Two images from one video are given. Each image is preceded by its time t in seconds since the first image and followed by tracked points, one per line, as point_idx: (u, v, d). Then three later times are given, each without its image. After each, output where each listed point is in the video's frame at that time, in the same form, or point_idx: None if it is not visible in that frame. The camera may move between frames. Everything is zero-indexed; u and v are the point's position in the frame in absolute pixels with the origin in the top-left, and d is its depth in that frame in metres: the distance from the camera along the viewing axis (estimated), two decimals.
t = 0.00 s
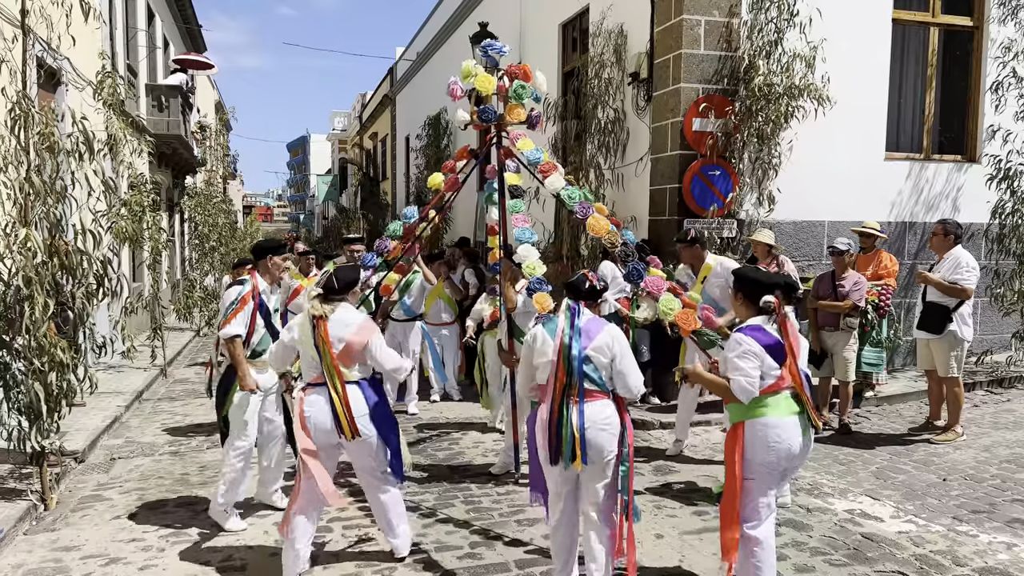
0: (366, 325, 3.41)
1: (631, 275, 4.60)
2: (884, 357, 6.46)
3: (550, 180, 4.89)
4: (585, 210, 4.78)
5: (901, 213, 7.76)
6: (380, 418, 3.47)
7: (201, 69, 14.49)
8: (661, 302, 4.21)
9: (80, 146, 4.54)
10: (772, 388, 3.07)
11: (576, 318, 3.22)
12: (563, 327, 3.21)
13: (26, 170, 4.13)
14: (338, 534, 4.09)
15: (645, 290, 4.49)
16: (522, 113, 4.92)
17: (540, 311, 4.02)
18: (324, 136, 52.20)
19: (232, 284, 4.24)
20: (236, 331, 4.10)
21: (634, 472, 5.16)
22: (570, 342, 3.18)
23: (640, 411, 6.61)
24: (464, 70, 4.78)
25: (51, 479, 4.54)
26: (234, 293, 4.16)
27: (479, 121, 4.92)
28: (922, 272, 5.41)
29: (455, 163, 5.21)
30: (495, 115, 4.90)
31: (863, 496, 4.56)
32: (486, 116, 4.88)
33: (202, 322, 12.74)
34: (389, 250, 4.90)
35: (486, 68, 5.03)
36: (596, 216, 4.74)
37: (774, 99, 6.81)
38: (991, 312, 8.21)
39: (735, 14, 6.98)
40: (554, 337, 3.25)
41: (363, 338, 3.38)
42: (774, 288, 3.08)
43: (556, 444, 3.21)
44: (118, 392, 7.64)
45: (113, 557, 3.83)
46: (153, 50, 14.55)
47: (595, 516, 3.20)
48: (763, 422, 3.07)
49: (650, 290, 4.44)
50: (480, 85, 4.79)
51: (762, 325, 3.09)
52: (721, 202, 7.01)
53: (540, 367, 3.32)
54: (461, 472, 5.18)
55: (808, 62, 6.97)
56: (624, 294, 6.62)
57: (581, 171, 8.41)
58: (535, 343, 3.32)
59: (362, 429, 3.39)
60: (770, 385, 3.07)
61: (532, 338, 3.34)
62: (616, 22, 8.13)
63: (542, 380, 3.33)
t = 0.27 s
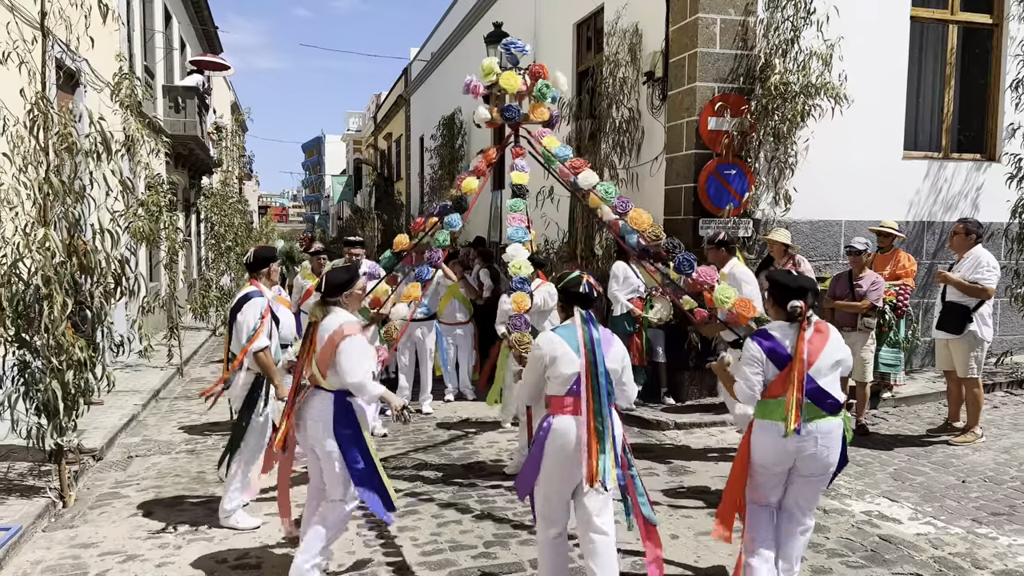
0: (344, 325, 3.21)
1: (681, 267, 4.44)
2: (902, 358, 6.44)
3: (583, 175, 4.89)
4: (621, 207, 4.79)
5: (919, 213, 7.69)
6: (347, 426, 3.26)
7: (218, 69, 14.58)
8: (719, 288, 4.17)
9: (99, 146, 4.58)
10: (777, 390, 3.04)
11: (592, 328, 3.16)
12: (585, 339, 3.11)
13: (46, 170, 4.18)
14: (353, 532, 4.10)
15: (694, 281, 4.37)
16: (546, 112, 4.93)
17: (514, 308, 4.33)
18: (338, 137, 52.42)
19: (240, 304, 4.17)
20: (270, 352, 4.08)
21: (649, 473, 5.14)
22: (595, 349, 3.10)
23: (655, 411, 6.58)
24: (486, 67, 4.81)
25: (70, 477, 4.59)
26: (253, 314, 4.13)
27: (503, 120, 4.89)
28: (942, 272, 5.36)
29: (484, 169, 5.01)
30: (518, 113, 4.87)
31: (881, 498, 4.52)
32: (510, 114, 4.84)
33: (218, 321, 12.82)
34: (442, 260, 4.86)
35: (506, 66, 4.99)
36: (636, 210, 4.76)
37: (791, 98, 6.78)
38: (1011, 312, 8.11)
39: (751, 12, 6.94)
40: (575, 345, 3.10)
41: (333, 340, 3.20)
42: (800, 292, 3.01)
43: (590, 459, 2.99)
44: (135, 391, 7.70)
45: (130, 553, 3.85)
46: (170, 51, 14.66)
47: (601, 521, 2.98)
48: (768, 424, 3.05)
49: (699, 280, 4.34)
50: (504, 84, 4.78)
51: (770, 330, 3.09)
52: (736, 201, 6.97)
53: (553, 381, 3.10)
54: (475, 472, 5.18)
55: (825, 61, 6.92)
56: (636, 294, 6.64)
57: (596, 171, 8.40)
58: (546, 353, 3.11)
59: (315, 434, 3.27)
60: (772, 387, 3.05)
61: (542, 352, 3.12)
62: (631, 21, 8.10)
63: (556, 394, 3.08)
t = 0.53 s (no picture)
0: (336, 322, 3.20)
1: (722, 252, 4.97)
2: (918, 358, 6.38)
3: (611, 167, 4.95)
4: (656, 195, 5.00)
5: (936, 212, 7.62)
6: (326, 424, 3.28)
7: (232, 69, 14.66)
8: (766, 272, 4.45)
9: (115, 145, 4.61)
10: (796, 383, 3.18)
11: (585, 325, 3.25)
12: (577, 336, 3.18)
13: (62, 168, 4.21)
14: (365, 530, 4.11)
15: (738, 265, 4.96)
16: (565, 111, 4.90)
17: (496, 295, 4.24)
18: (352, 137, 52.57)
19: (267, 305, 4.28)
20: (305, 346, 4.28)
21: (662, 472, 5.12)
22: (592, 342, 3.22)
23: (668, 411, 6.56)
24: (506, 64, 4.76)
25: (85, 473, 4.62)
26: (283, 312, 4.29)
27: (524, 118, 4.80)
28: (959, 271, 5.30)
29: (512, 159, 4.84)
30: (541, 111, 4.79)
31: (896, 499, 4.47)
32: (532, 112, 4.75)
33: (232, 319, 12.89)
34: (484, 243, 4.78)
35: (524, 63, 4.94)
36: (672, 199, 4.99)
37: (805, 96, 6.73)
38: None
39: (766, 10, 6.90)
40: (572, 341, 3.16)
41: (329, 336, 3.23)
42: (822, 286, 3.10)
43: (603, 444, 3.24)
44: (150, 389, 7.75)
45: (144, 549, 3.88)
46: (185, 51, 14.75)
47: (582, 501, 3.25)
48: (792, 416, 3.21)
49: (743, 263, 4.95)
50: (527, 83, 4.69)
51: (794, 323, 3.22)
52: (750, 199, 6.93)
53: (549, 379, 3.14)
54: (487, 470, 5.18)
55: (841, 59, 6.86)
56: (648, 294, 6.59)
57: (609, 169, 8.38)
58: (545, 352, 3.11)
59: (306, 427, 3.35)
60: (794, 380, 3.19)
61: (536, 353, 3.10)
62: (644, 19, 8.07)
63: (554, 390, 3.14)
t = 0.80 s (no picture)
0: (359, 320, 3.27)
1: (751, 248, 4.63)
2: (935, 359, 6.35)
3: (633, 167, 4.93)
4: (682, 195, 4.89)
5: (953, 210, 7.57)
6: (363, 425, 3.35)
7: (246, 69, 14.73)
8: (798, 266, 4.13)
9: (131, 145, 4.65)
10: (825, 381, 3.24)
11: (582, 318, 3.32)
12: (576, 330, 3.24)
13: (80, 168, 4.25)
14: (379, 528, 4.12)
15: (768, 262, 4.59)
16: (586, 110, 4.91)
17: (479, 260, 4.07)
18: (365, 136, 52.70)
19: (304, 309, 4.45)
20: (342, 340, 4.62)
21: (676, 471, 5.11)
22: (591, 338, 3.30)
23: (682, 410, 6.54)
24: (526, 62, 4.73)
25: (103, 470, 4.66)
26: (320, 312, 4.53)
27: (545, 116, 4.81)
28: (978, 269, 5.25)
29: (534, 151, 4.66)
30: (563, 109, 4.80)
31: (913, 499, 4.44)
32: (554, 110, 4.77)
33: (247, 318, 12.97)
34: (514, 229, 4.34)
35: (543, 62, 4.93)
36: (696, 198, 4.86)
37: (821, 93, 6.68)
38: None
39: (781, 7, 6.85)
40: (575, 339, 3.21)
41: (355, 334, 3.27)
42: (855, 285, 3.13)
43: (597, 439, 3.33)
44: (166, 387, 7.81)
45: (161, 546, 3.91)
46: (200, 51, 14.84)
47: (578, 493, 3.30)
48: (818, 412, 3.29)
49: (773, 260, 4.57)
50: (551, 81, 4.71)
51: (826, 321, 3.26)
52: (765, 198, 6.89)
53: (553, 375, 3.18)
54: (501, 468, 5.19)
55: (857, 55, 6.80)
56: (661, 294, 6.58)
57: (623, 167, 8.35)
58: (550, 348, 3.13)
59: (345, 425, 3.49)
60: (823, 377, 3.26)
61: (542, 349, 3.12)
62: (658, 17, 8.04)
63: (557, 386, 3.19)
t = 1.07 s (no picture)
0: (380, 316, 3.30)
1: (770, 244, 4.69)
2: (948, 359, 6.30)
3: (648, 164, 4.91)
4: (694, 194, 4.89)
5: (966, 208, 7.52)
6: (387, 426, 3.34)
7: (257, 68, 14.78)
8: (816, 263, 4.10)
9: (143, 144, 4.66)
10: (860, 371, 3.23)
11: (586, 313, 3.29)
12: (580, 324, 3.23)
13: (92, 168, 4.28)
14: (390, 527, 4.13)
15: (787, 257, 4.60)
16: (599, 109, 4.89)
17: (497, 249, 4.05)
18: (374, 135, 52.78)
19: (333, 310, 4.53)
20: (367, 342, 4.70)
21: (687, 471, 5.09)
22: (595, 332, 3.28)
23: (693, 410, 6.52)
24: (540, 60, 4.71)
25: (115, 468, 4.69)
26: (347, 312, 4.60)
27: (558, 115, 4.80)
28: (993, 269, 5.21)
29: (549, 149, 4.64)
30: (576, 108, 4.79)
31: (926, 500, 4.41)
32: (567, 109, 4.75)
33: (257, 316, 13.02)
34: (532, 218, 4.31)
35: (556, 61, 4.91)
36: (715, 194, 4.78)
37: (832, 91, 6.65)
38: None
39: (792, 4, 6.82)
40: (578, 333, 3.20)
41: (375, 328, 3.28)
42: (885, 275, 3.16)
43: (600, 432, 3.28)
44: (178, 385, 7.85)
45: (173, 544, 3.92)
46: (210, 51, 14.90)
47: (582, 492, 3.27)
48: (852, 403, 3.27)
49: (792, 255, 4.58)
50: (564, 80, 4.71)
51: (857, 313, 3.26)
52: (776, 196, 6.87)
53: (557, 370, 3.17)
54: (511, 468, 5.19)
55: (869, 53, 6.76)
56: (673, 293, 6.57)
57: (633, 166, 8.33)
58: (555, 342, 3.13)
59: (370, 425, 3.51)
60: (858, 368, 3.24)
61: (547, 343, 3.12)
62: (669, 15, 8.02)
63: (562, 381, 3.17)
